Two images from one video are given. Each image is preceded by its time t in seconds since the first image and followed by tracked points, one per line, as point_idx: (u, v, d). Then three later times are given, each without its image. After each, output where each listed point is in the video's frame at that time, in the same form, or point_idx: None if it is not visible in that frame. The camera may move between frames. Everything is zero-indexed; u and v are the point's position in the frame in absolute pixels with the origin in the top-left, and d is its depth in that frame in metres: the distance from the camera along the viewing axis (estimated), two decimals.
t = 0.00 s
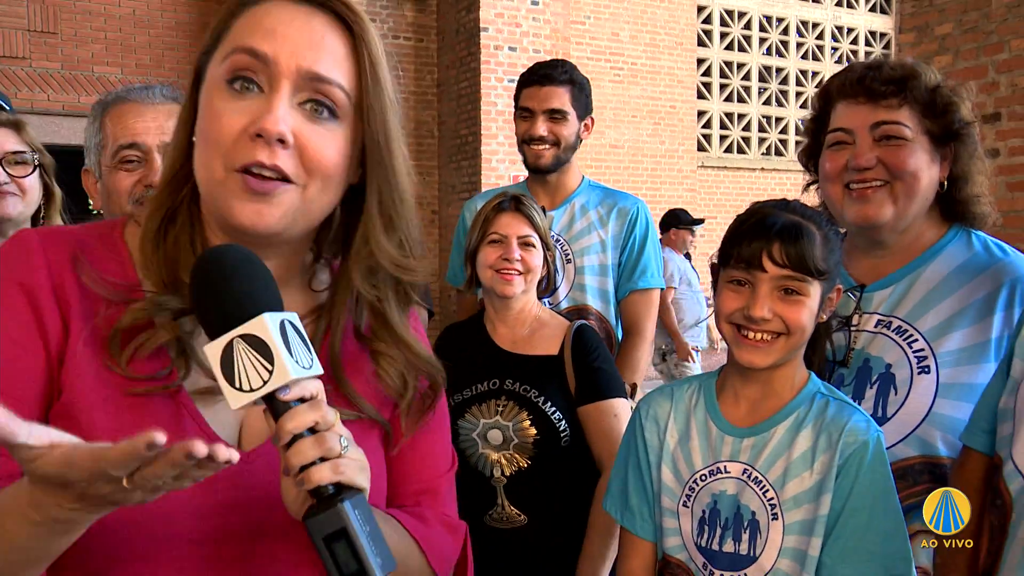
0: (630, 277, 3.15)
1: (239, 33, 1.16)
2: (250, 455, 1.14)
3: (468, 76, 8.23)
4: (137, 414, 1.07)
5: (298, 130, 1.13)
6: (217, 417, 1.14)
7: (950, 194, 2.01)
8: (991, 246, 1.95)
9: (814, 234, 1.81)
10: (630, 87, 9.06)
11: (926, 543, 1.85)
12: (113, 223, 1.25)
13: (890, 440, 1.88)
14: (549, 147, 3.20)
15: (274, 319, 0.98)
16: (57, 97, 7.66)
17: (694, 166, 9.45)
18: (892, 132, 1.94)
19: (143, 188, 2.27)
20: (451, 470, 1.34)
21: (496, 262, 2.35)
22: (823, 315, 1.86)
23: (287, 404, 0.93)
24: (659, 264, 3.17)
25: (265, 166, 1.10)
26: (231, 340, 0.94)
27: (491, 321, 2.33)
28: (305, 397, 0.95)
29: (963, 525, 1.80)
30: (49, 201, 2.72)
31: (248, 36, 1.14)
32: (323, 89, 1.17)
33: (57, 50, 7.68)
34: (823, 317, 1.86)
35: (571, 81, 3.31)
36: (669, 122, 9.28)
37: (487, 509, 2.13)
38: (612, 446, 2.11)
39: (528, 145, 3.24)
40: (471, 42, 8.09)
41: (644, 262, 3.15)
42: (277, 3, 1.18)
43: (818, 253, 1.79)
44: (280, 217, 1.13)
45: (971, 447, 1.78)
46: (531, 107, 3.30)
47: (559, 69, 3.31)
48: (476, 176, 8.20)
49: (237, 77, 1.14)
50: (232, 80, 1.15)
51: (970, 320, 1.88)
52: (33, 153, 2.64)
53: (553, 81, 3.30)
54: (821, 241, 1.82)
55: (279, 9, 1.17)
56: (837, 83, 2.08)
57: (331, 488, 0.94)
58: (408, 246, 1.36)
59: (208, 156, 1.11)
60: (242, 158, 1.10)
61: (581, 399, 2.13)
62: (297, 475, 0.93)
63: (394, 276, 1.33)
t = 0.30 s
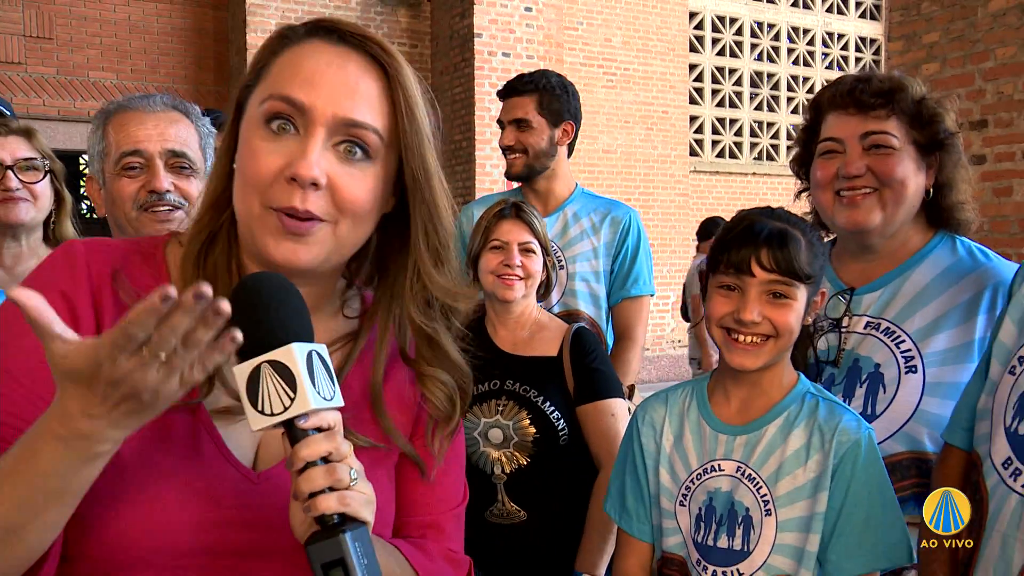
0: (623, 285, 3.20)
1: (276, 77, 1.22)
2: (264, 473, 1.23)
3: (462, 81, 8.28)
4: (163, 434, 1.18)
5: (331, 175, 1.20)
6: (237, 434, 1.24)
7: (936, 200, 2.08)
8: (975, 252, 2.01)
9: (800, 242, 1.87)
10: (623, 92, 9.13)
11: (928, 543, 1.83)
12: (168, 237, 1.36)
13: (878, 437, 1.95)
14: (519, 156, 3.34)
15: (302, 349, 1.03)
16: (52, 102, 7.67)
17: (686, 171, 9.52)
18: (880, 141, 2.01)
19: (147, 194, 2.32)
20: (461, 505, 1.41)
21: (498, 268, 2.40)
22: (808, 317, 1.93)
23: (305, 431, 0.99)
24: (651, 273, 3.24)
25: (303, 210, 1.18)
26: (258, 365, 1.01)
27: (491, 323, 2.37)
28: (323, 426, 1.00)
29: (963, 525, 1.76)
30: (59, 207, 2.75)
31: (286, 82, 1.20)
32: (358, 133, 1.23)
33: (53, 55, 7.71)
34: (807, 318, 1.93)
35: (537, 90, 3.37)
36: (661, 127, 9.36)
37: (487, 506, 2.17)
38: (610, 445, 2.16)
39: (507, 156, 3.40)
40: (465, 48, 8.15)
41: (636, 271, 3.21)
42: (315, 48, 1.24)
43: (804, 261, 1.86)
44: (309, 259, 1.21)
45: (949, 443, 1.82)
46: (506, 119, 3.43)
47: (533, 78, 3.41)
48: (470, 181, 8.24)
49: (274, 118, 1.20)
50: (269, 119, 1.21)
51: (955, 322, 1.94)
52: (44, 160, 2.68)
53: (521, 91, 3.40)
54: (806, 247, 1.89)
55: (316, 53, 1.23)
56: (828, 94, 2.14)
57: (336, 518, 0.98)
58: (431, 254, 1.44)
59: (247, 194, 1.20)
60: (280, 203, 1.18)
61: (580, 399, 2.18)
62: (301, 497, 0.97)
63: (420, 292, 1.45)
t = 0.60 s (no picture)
0: (611, 286, 3.24)
1: (291, 88, 1.26)
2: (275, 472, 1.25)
3: (460, 83, 8.32)
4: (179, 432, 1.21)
5: (343, 182, 1.24)
6: (251, 438, 1.27)
7: (927, 202, 2.12)
8: (964, 253, 2.07)
9: (792, 245, 1.92)
10: (619, 94, 9.17)
11: (927, 542, 1.79)
12: (180, 242, 1.39)
13: (872, 433, 1.99)
14: (509, 158, 3.39)
15: (314, 351, 1.06)
16: (51, 104, 7.69)
17: (682, 172, 9.56)
18: (872, 146, 2.05)
19: (154, 195, 2.36)
20: (462, 505, 1.44)
21: (505, 269, 2.43)
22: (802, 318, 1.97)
23: (315, 430, 1.00)
24: (640, 275, 3.28)
25: (317, 220, 1.22)
26: (275, 366, 1.03)
27: (496, 323, 2.42)
28: (333, 426, 1.02)
29: (963, 525, 1.75)
30: (68, 208, 2.78)
31: (300, 94, 1.24)
32: (370, 142, 1.26)
33: (52, 57, 7.73)
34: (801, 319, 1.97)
35: (525, 94, 3.44)
36: (658, 128, 9.41)
37: (492, 500, 2.21)
38: (611, 444, 2.20)
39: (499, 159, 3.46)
40: (462, 50, 8.19)
41: (624, 272, 3.25)
42: (329, 60, 1.27)
43: (796, 262, 1.90)
44: (321, 262, 1.25)
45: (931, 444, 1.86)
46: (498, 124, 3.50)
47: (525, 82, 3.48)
48: (468, 182, 8.28)
49: (289, 128, 1.25)
50: (283, 128, 1.25)
51: (945, 321, 1.99)
52: (53, 162, 2.71)
53: (510, 96, 3.48)
54: (799, 250, 1.93)
55: (329, 64, 1.27)
56: (822, 100, 2.18)
57: (344, 513, 1.00)
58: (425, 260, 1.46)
59: (264, 200, 1.24)
60: (293, 209, 1.22)
61: (583, 397, 2.23)
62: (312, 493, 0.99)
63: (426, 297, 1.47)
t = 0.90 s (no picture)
0: (605, 284, 3.29)
1: (307, 103, 1.30)
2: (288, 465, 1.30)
3: (462, 84, 8.36)
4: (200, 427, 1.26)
5: (349, 200, 1.28)
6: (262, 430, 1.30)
7: (921, 202, 2.17)
8: (957, 253, 2.12)
9: (785, 242, 1.97)
10: (620, 94, 9.19)
11: (927, 542, 1.86)
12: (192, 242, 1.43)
13: (866, 428, 2.04)
14: (502, 161, 3.42)
15: (325, 346, 1.09)
16: (56, 105, 7.74)
17: (682, 172, 9.61)
18: (870, 149, 2.10)
19: (167, 196, 2.40)
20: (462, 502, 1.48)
21: (517, 267, 2.49)
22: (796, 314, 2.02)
23: (326, 423, 1.04)
24: (632, 272, 3.32)
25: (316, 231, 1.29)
26: (286, 361, 1.06)
27: (507, 321, 2.46)
28: (343, 419, 1.05)
29: (962, 525, 1.75)
30: (82, 210, 2.82)
31: (315, 113, 1.28)
32: (380, 159, 1.30)
33: (57, 58, 7.79)
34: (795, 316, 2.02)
35: (516, 98, 3.48)
36: (658, 129, 9.46)
37: (498, 493, 2.26)
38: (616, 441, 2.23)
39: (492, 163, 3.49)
40: (464, 51, 8.24)
41: (617, 269, 3.29)
42: (346, 79, 1.31)
43: (789, 258, 1.95)
44: (327, 272, 1.33)
45: (924, 445, 1.89)
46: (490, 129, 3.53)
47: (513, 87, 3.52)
48: (470, 182, 8.32)
49: (301, 140, 1.29)
50: (297, 141, 1.30)
51: (938, 319, 2.03)
52: (67, 166, 2.76)
53: (501, 101, 3.51)
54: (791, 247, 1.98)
55: (344, 84, 1.30)
56: (819, 103, 2.23)
57: (353, 503, 1.03)
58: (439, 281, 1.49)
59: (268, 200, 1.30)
60: (297, 215, 1.29)
61: (589, 395, 2.27)
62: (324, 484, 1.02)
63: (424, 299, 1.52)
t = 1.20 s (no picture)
0: (603, 279, 3.33)
1: (324, 79, 1.35)
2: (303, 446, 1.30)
3: (465, 84, 8.40)
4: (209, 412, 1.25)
5: (368, 170, 1.32)
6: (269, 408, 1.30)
7: (921, 203, 2.21)
8: (954, 253, 2.15)
9: (778, 240, 2.00)
10: (623, 95, 9.23)
11: (928, 542, 1.92)
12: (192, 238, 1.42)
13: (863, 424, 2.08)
14: (503, 165, 3.42)
15: (350, 328, 1.12)
16: (62, 105, 7.79)
17: (685, 172, 9.64)
18: (873, 152, 2.13)
19: (177, 198, 2.44)
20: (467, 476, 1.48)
21: (526, 266, 2.53)
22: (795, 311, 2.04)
23: (348, 401, 1.09)
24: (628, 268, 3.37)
25: (336, 193, 1.29)
26: (313, 340, 1.09)
27: (516, 318, 2.50)
28: (365, 398, 1.10)
29: (963, 527, 1.80)
30: (94, 212, 2.88)
31: (334, 83, 1.33)
32: (395, 123, 1.35)
33: (63, 59, 7.84)
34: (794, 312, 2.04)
35: (509, 104, 3.49)
36: (661, 129, 9.49)
37: (502, 487, 2.30)
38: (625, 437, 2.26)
39: (489, 168, 3.48)
40: (468, 51, 8.28)
41: (615, 265, 3.34)
42: (358, 59, 1.37)
43: (782, 255, 1.98)
44: (347, 242, 1.33)
45: (933, 434, 1.92)
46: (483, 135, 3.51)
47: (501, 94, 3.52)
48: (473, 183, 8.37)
49: (322, 113, 1.32)
50: (316, 117, 1.33)
51: (934, 318, 2.07)
52: (81, 170, 2.79)
53: (494, 107, 3.51)
54: (785, 245, 2.01)
55: (356, 63, 1.37)
56: (821, 107, 2.27)
57: (372, 478, 1.08)
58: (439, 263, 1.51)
59: (288, 176, 1.31)
60: (316, 186, 1.29)
61: (598, 393, 2.31)
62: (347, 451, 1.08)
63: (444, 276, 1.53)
